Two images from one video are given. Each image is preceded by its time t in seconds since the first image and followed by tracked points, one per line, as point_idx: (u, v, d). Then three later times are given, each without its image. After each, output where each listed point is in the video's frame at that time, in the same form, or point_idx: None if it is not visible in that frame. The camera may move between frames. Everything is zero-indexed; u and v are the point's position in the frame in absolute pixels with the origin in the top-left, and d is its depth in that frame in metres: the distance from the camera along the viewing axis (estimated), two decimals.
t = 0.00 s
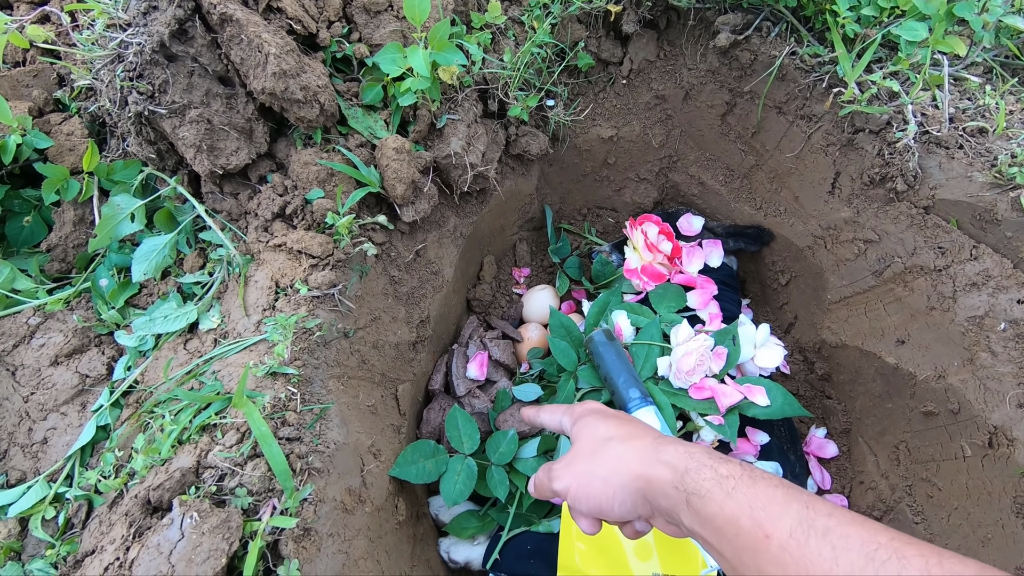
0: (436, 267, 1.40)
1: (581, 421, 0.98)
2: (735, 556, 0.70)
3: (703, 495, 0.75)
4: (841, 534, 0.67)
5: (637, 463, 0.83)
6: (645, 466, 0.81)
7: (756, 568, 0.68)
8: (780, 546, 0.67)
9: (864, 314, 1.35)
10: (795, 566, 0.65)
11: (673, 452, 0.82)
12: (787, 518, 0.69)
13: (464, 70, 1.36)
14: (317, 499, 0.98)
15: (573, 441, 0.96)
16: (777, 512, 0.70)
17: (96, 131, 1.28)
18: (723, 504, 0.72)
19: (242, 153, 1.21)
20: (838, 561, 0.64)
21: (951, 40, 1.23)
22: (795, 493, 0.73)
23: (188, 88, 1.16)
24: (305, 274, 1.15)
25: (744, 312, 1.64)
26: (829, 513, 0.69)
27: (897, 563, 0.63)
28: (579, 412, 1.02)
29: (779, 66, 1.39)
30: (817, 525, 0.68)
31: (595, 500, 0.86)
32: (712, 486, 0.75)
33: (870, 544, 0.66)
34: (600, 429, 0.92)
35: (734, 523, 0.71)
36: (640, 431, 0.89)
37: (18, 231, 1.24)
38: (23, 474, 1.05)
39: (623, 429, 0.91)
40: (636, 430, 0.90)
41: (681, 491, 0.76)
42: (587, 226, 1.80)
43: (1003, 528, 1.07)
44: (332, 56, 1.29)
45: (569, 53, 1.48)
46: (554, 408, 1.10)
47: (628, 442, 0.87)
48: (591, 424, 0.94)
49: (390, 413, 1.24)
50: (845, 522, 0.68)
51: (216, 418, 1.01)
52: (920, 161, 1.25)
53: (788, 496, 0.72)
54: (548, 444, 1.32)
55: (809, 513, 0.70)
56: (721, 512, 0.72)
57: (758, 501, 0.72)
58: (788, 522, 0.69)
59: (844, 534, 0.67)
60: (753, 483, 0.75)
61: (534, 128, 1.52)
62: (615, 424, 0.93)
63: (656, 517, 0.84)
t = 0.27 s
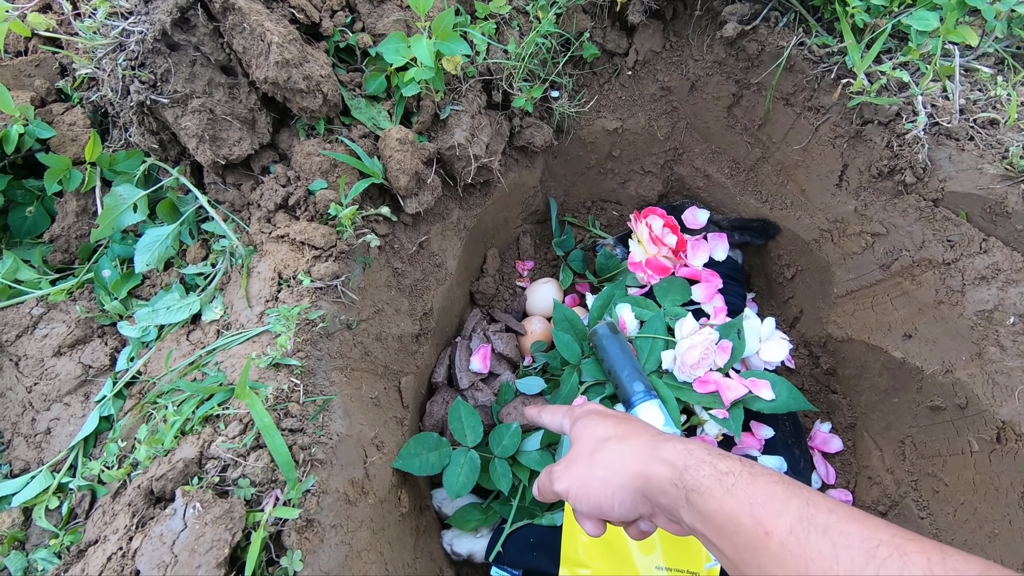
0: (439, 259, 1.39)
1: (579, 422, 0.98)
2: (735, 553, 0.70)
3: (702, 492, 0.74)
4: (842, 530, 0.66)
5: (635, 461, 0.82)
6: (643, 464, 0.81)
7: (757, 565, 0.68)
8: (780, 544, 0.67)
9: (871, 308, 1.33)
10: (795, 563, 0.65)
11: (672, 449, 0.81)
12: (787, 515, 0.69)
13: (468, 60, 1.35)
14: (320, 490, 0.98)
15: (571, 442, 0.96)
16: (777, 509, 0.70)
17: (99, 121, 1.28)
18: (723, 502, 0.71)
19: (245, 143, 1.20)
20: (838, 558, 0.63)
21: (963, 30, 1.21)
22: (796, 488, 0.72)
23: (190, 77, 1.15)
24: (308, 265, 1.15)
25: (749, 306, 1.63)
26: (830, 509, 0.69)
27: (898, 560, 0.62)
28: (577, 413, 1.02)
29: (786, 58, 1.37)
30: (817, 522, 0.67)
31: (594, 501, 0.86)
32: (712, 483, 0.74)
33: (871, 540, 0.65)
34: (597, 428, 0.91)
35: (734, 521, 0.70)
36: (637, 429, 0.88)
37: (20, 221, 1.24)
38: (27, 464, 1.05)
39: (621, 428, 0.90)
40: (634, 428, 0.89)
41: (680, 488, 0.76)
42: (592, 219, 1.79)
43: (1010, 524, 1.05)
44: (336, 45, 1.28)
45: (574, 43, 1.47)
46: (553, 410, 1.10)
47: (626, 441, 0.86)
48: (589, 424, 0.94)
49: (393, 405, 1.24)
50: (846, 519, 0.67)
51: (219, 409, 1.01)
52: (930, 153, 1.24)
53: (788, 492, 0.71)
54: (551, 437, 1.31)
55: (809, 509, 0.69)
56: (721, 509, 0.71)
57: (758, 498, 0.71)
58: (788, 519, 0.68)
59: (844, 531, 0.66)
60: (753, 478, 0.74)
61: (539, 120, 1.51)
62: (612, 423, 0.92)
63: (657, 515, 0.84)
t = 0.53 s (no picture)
0: (442, 254, 1.39)
1: (579, 421, 0.98)
2: (733, 550, 0.70)
3: (700, 487, 0.74)
4: (838, 526, 0.66)
5: (634, 458, 0.82)
6: (642, 461, 0.81)
7: (754, 561, 0.67)
8: (777, 539, 0.67)
9: (875, 304, 1.33)
10: (792, 559, 0.65)
11: (671, 446, 0.81)
12: (784, 510, 0.69)
13: (472, 53, 1.34)
14: (324, 484, 0.98)
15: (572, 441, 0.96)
16: (774, 504, 0.70)
17: (102, 114, 1.27)
18: (721, 497, 0.71)
19: (248, 136, 1.19)
20: (835, 554, 0.63)
21: (971, 24, 1.20)
22: (793, 485, 0.72)
23: (193, 70, 1.14)
24: (311, 259, 1.15)
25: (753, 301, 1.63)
26: (826, 504, 0.69)
27: (893, 555, 0.62)
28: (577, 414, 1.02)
29: (792, 51, 1.37)
30: (813, 518, 0.67)
31: (594, 498, 0.86)
32: (710, 479, 0.74)
33: (867, 535, 0.65)
34: (597, 427, 0.92)
35: (732, 517, 0.70)
36: (637, 427, 0.89)
37: (24, 215, 1.24)
38: (32, 456, 1.06)
39: (620, 425, 0.90)
40: (633, 426, 0.90)
41: (679, 484, 0.75)
42: (595, 214, 1.79)
43: (1014, 521, 1.06)
44: (339, 39, 1.28)
45: (578, 36, 1.46)
46: (555, 410, 1.11)
47: (625, 438, 0.86)
48: (589, 423, 0.94)
49: (396, 400, 1.24)
50: (842, 514, 0.67)
51: (222, 402, 1.01)
52: (937, 148, 1.23)
53: (785, 488, 0.71)
54: (554, 432, 1.31)
55: (806, 505, 0.69)
56: (718, 504, 0.71)
57: (755, 493, 0.71)
58: (785, 514, 0.68)
59: (841, 526, 0.66)
60: (750, 475, 0.74)
61: (542, 114, 1.51)
62: (612, 421, 0.93)
63: (656, 513, 0.84)
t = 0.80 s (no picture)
0: (442, 250, 1.39)
1: (570, 422, 0.99)
2: (722, 550, 0.70)
3: (690, 488, 0.74)
4: (825, 526, 0.66)
5: (625, 459, 0.82)
6: (634, 461, 0.81)
7: (743, 562, 0.68)
8: (765, 539, 0.67)
9: (876, 302, 1.33)
10: (780, 559, 0.65)
11: (662, 446, 0.81)
12: (772, 510, 0.69)
13: (473, 50, 1.34)
14: (324, 480, 0.98)
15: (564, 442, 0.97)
16: (763, 505, 0.70)
17: (103, 110, 1.27)
18: (710, 498, 0.71)
19: (248, 132, 1.19)
20: (821, 553, 0.63)
21: (974, 19, 1.22)
22: (782, 485, 0.72)
23: (193, 66, 1.15)
24: (311, 255, 1.15)
25: (754, 299, 1.63)
26: (814, 505, 0.69)
27: (879, 555, 0.62)
28: (568, 416, 1.03)
29: (794, 48, 1.37)
30: (801, 518, 0.67)
31: (587, 499, 0.86)
32: (700, 480, 0.74)
33: (854, 536, 0.65)
34: (588, 428, 0.92)
35: (721, 517, 0.70)
36: (628, 427, 0.89)
37: (26, 210, 1.23)
38: (34, 451, 1.06)
39: (613, 426, 0.91)
40: (624, 427, 0.90)
41: (669, 485, 0.76)
42: (595, 211, 1.79)
43: (1012, 519, 1.06)
44: (339, 35, 1.28)
45: (580, 33, 1.45)
46: (550, 410, 1.11)
47: (616, 439, 0.87)
48: (580, 424, 0.94)
49: (396, 396, 1.24)
50: (829, 514, 0.68)
51: (223, 398, 1.01)
52: (938, 145, 1.23)
53: (774, 489, 0.72)
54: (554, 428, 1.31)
55: (794, 505, 0.69)
56: (708, 505, 0.71)
57: (744, 494, 0.71)
58: (773, 515, 0.68)
59: (828, 526, 0.66)
60: (740, 475, 0.75)
61: (543, 110, 1.50)
62: (603, 422, 0.93)
63: (648, 513, 0.84)
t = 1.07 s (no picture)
0: (443, 247, 1.39)
1: (570, 420, 0.98)
2: (722, 549, 0.70)
3: (690, 487, 0.74)
4: (826, 526, 0.66)
5: (625, 457, 0.82)
6: (633, 460, 0.81)
7: (743, 561, 0.68)
8: (766, 539, 0.67)
9: (877, 299, 1.32)
10: (780, 558, 0.65)
11: (662, 445, 0.81)
12: (773, 510, 0.69)
13: (473, 46, 1.33)
14: (324, 477, 0.98)
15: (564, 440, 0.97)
16: (764, 504, 0.70)
17: (102, 107, 1.27)
18: (711, 497, 0.71)
19: (248, 129, 1.19)
20: (822, 554, 0.63)
21: (976, 16, 1.19)
22: (782, 485, 0.72)
23: (193, 63, 1.14)
24: (311, 253, 1.15)
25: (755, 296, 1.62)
26: (815, 504, 0.69)
27: (881, 555, 0.62)
28: (567, 415, 1.03)
29: (796, 45, 1.36)
30: (802, 518, 0.67)
31: (586, 497, 0.86)
32: (700, 479, 0.74)
33: (855, 536, 0.65)
34: (588, 426, 0.92)
35: (721, 517, 0.70)
36: (628, 426, 0.89)
37: (26, 207, 1.23)
38: (34, 448, 1.06)
39: (612, 425, 0.90)
40: (623, 426, 0.90)
41: (669, 484, 0.76)
42: (596, 209, 1.78)
43: (1013, 517, 1.06)
44: (339, 31, 1.27)
45: (581, 30, 1.45)
46: (549, 407, 1.11)
47: (616, 437, 0.87)
48: (580, 422, 0.94)
49: (397, 393, 1.24)
50: (830, 514, 0.67)
51: (223, 395, 1.01)
52: (941, 143, 1.22)
53: (775, 488, 0.72)
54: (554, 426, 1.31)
55: (795, 505, 0.69)
56: (708, 504, 0.71)
57: (744, 493, 0.71)
58: (774, 514, 0.68)
59: (829, 526, 0.66)
60: (740, 475, 0.74)
61: (544, 107, 1.50)
62: (602, 420, 0.93)
63: (648, 512, 0.84)
